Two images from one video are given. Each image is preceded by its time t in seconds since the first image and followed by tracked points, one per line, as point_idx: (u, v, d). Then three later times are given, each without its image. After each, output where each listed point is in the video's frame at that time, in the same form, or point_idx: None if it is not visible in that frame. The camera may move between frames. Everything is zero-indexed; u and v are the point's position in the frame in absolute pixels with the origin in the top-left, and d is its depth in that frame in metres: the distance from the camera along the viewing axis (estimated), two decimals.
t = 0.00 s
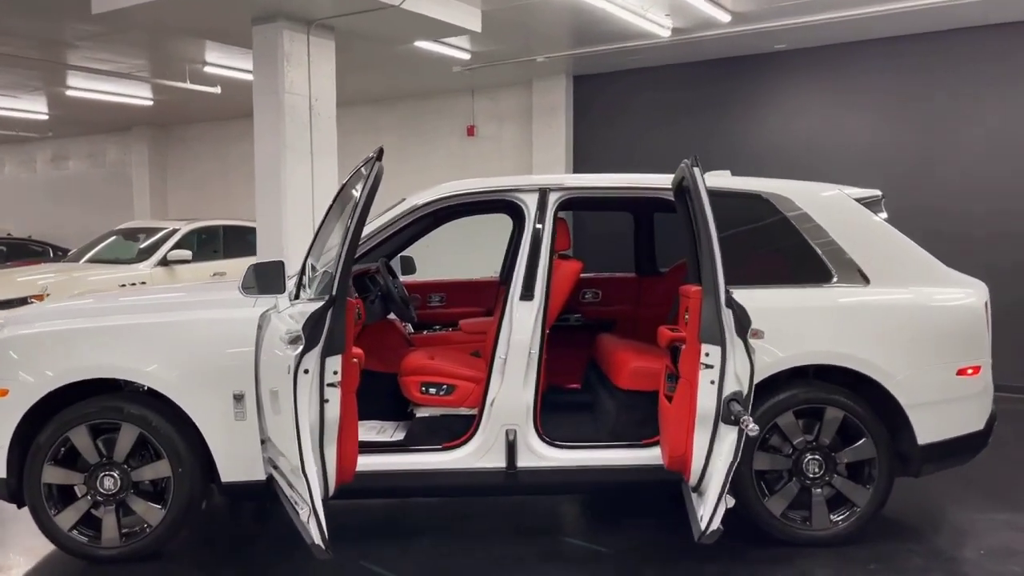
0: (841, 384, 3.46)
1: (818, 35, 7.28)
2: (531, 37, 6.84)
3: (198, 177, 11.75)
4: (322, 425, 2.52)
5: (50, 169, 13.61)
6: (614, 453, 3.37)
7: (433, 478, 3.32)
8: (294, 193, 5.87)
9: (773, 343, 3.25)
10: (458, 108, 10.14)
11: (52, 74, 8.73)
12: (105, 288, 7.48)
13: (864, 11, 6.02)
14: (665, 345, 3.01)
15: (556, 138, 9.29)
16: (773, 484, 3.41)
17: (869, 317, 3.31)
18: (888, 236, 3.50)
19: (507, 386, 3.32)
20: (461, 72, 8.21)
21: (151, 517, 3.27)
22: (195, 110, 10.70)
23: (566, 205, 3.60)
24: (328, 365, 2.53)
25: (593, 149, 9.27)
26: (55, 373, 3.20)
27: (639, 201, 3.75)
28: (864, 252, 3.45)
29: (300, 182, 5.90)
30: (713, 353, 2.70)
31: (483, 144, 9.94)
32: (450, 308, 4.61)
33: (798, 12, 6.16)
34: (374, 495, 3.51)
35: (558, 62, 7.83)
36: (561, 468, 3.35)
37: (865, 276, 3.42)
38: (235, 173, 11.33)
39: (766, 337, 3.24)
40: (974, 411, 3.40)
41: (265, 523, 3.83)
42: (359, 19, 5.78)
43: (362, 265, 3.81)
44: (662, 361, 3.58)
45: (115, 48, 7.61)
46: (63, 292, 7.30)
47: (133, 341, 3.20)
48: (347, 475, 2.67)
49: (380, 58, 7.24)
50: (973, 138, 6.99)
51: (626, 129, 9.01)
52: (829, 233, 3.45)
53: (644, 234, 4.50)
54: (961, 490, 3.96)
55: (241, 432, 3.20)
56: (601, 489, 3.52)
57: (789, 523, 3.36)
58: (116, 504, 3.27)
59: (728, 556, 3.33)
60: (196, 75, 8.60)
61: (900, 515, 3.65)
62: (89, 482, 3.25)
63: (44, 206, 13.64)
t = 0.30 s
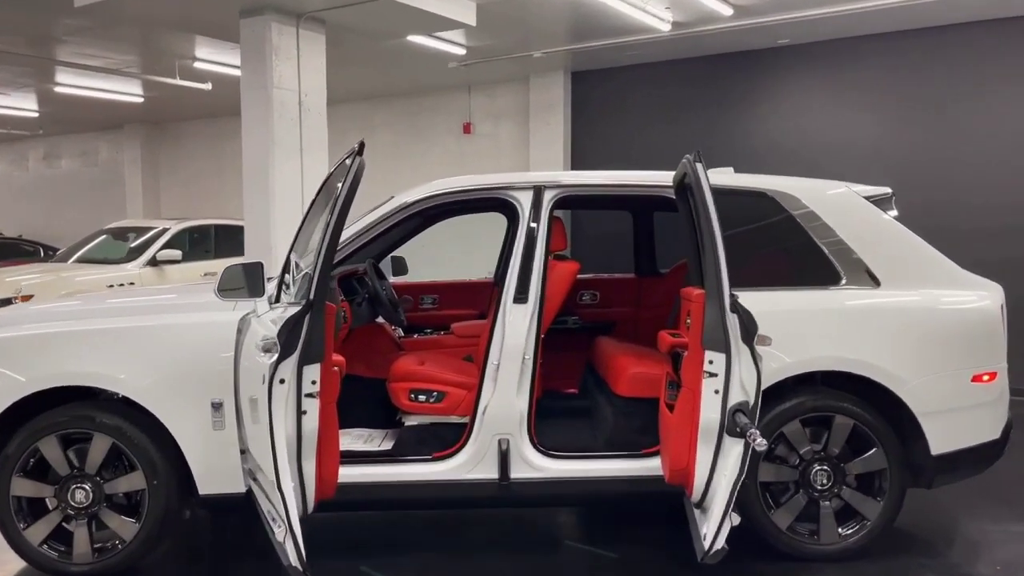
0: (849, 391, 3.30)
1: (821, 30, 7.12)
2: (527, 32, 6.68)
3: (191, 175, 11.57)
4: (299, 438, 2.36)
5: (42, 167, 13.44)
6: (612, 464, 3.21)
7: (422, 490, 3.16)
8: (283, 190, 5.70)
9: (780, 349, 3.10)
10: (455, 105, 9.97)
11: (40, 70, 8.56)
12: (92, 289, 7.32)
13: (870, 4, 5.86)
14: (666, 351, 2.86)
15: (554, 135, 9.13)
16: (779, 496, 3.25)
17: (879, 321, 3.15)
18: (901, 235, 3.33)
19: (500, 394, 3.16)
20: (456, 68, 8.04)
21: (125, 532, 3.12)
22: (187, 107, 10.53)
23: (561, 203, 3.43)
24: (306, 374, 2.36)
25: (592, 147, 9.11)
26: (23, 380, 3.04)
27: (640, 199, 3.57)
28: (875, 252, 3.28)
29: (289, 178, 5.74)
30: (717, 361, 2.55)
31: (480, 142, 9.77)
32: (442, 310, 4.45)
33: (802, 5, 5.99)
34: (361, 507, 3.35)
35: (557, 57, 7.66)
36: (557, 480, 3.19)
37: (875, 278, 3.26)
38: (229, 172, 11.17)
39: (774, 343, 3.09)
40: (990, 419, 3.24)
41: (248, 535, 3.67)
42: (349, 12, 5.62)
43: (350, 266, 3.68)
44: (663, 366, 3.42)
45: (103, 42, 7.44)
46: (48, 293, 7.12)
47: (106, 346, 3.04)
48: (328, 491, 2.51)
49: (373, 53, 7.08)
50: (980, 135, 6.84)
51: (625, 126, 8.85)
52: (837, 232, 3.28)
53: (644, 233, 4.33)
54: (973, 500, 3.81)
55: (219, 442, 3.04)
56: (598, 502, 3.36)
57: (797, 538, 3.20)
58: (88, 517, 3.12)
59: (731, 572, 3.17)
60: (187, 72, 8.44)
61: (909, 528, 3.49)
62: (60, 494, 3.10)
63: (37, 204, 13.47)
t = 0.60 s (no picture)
0: (861, 393, 3.14)
1: (824, 21, 6.97)
2: (525, 23, 6.53)
3: (184, 171, 11.41)
4: (275, 445, 2.19)
5: (34, 164, 13.27)
6: (611, 469, 3.04)
7: (411, 497, 3.00)
8: (272, 184, 5.54)
9: (789, 350, 2.93)
10: (452, 99, 9.81)
11: (30, 63, 8.41)
12: (79, 287, 7.15)
13: None
14: (669, 351, 2.70)
15: (553, 129, 8.97)
16: (788, 504, 3.10)
17: (894, 319, 2.98)
18: (916, 228, 3.16)
19: (494, 396, 2.99)
20: (453, 61, 7.89)
21: (98, 542, 2.96)
22: (180, 102, 10.36)
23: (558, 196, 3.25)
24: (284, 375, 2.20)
25: (591, 141, 8.95)
26: None
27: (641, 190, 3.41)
28: (890, 246, 3.12)
29: (278, 172, 5.58)
30: (724, 362, 2.40)
31: (477, 137, 9.61)
32: (436, 308, 4.29)
33: None
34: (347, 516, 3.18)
35: (556, 50, 7.51)
36: (554, 487, 3.03)
37: (889, 274, 3.09)
38: (223, 168, 11.01)
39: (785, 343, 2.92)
40: (1010, 422, 3.09)
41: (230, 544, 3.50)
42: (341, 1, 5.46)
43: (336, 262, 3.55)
44: (665, 367, 3.26)
45: (91, 34, 7.27)
46: (34, 291, 6.95)
47: (76, 346, 2.87)
48: (309, 501, 2.35)
49: (368, 43, 6.92)
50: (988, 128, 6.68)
51: (628, 120, 8.76)
52: (848, 225, 3.12)
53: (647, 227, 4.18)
54: (989, 507, 3.64)
55: (197, 447, 2.88)
56: (598, 509, 3.19)
57: (806, 548, 3.03)
58: (59, 526, 2.97)
59: None
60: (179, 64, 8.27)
61: (925, 538, 3.32)
62: (30, 502, 2.95)
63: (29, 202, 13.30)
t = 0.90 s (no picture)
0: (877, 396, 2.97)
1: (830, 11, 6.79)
2: (523, 12, 6.35)
3: (178, 167, 11.23)
4: (249, 454, 2.02)
5: (26, 160, 13.09)
6: (612, 476, 2.87)
7: (400, 506, 2.82)
8: (260, 178, 5.38)
9: (804, 352, 2.76)
10: (449, 93, 9.63)
11: (18, 56, 8.22)
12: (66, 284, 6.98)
13: None
14: (675, 352, 2.53)
15: (552, 123, 8.79)
16: (800, 513, 2.93)
17: (914, 318, 2.81)
18: (936, 221, 2.98)
19: (488, 399, 2.82)
20: (450, 52, 7.71)
21: (68, 554, 2.78)
22: (173, 96, 10.18)
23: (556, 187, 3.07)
24: (259, 379, 2.02)
25: (591, 136, 8.78)
26: None
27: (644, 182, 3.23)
28: (908, 240, 2.94)
29: (266, 166, 5.42)
30: (734, 365, 2.23)
31: (474, 131, 9.44)
32: (429, 306, 4.13)
33: None
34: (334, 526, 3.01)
35: (555, 41, 7.31)
36: (552, 495, 2.86)
37: (907, 270, 2.92)
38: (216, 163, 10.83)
39: (800, 343, 2.75)
40: None
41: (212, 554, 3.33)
42: None
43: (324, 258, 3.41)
44: (670, 368, 3.09)
45: (78, 25, 7.09)
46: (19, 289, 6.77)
47: (44, 347, 2.70)
48: (288, 513, 2.17)
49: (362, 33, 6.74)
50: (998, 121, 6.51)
51: (629, 114, 8.58)
52: (863, 218, 2.95)
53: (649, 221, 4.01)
54: (1009, 515, 3.47)
55: (172, 453, 2.71)
56: (599, 519, 3.02)
57: (820, 560, 2.86)
58: (26, 537, 2.79)
59: None
60: (170, 56, 8.09)
61: (943, 548, 3.15)
62: None
63: (21, 199, 13.13)
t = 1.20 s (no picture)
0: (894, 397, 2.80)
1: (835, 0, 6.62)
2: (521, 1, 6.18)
3: (172, 162, 11.07)
4: (217, 463, 1.84)
5: (21, 155, 12.94)
6: (614, 482, 2.71)
7: (388, 514, 2.66)
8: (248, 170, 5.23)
9: (819, 351, 2.59)
10: (447, 86, 9.47)
11: (6, 48, 8.06)
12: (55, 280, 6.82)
13: None
14: (681, 351, 2.36)
15: (551, 117, 8.63)
16: (813, 522, 2.76)
17: (934, 315, 2.64)
18: (958, 212, 2.80)
19: (482, 401, 2.66)
20: (447, 44, 7.54)
21: (36, 564, 2.63)
22: (166, 89, 10.02)
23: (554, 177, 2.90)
24: (229, 381, 1.84)
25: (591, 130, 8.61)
26: None
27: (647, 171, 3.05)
28: (928, 232, 2.76)
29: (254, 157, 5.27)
30: (746, 365, 2.07)
31: (472, 125, 9.28)
32: (423, 302, 3.97)
33: None
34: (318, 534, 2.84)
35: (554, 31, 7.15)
36: (551, 502, 2.69)
37: (927, 264, 2.74)
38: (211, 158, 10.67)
39: (818, 342, 2.58)
40: None
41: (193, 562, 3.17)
42: None
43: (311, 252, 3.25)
44: (675, 368, 2.92)
45: (66, 14, 6.92)
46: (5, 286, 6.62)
47: (8, 345, 2.53)
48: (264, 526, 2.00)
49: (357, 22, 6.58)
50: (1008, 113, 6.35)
51: (630, 106, 8.43)
52: (879, 208, 2.78)
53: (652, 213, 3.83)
54: None
55: (145, 459, 2.55)
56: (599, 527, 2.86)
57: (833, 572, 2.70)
58: None
59: None
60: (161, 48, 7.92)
61: (961, 557, 2.99)
62: None
63: (16, 195, 12.98)
